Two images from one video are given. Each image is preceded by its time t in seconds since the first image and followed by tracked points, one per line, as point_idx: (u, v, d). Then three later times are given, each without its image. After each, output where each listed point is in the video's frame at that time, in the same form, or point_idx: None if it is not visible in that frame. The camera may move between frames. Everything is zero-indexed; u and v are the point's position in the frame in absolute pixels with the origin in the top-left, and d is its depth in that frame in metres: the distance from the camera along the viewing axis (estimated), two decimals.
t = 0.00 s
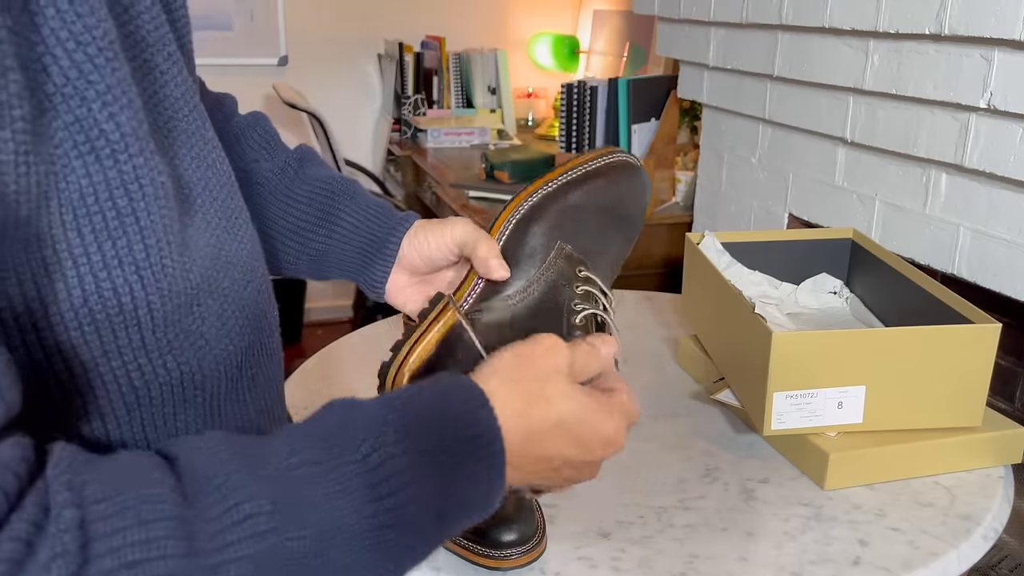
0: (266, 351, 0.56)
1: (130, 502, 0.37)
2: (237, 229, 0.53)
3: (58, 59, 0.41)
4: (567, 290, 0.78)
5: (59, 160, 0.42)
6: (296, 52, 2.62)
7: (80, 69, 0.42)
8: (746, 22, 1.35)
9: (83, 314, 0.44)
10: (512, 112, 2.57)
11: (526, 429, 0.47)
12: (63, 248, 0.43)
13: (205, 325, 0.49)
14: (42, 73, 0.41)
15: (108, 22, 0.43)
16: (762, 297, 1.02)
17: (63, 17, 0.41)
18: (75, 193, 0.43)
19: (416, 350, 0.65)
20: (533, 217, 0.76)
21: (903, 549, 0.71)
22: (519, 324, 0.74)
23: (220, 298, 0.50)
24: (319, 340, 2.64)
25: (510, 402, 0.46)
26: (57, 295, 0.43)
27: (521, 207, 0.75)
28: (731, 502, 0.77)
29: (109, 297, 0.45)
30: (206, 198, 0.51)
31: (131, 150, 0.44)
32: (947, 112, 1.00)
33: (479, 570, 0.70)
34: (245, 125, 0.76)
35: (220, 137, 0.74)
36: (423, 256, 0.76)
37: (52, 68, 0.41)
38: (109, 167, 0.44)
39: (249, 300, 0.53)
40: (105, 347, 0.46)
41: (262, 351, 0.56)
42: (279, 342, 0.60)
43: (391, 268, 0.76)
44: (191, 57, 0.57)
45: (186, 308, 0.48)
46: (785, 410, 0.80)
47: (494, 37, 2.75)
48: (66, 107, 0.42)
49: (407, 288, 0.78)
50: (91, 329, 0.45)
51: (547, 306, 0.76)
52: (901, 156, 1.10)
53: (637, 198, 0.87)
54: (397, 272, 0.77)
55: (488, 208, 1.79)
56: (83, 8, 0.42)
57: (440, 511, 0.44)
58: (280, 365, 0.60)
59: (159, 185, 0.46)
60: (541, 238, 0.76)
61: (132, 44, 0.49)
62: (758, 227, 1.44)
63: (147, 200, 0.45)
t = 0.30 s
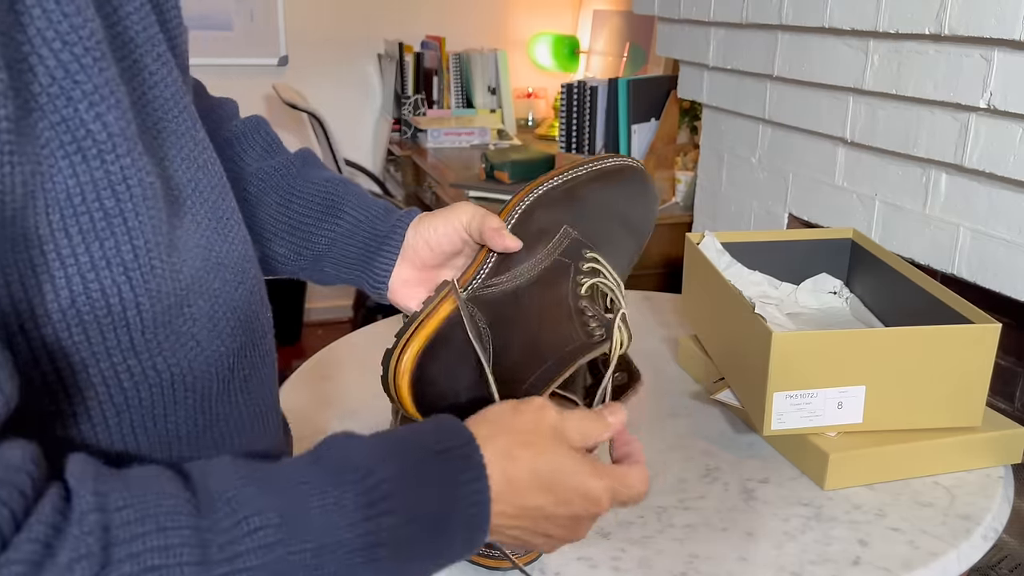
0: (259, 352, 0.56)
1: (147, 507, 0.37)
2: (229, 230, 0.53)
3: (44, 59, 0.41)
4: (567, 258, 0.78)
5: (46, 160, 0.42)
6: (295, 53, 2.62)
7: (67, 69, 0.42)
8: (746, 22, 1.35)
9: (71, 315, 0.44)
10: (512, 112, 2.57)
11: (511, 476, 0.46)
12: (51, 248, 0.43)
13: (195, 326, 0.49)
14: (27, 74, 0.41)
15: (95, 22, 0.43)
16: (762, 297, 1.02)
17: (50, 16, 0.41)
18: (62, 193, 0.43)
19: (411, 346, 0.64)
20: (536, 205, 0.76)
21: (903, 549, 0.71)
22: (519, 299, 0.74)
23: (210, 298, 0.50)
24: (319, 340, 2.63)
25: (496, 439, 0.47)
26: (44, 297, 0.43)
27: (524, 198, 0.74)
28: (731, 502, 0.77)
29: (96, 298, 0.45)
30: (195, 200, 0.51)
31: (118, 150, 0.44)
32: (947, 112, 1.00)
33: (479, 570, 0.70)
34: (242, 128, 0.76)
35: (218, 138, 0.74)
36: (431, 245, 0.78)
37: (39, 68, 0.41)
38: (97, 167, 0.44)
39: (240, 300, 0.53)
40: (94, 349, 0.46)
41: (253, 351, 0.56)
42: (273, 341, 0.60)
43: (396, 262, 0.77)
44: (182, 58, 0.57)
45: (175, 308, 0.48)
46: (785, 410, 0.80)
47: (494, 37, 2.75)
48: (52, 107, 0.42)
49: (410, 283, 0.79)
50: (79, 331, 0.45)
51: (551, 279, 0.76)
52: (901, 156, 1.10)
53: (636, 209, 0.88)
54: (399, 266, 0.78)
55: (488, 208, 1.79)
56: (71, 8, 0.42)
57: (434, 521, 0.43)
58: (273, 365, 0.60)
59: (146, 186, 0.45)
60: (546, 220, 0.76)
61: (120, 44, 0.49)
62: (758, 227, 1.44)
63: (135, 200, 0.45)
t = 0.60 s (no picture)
0: (247, 352, 0.57)
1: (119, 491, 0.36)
2: (224, 233, 0.53)
3: (35, 62, 0.41)
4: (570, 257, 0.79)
5: (37, 165, 0.42)
6: (295, 53, 2.62)
7: (58, 73, 0.42)
8: (746, 22, 1.35)
9: (62, 321, 0.44)
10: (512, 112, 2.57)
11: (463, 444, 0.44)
12: (43, 255, 0.43)
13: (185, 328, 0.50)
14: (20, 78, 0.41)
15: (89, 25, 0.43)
16: (762, 297, 1.02)
17: (41, 20, 0.41)
18: (53, 198, 0.43)
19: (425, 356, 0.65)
20: (533, 202, 0.77)
21: (903, 549, 0.71)
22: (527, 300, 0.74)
23: (202, 300, 0.50)
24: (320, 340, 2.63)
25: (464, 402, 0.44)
26: (36, 302, 0.43)
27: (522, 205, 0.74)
28: (731, 502, 0.77)
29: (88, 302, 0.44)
30: (191, 203, 0.51)
31: (110, 155, 0.44)
32: (947, 112, 1.00)
33: (479, 570, 0.70)
34: (242, 128, 0.75)
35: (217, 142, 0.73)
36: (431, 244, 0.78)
37: (29, 72, 0.41)
38: (88, 172, 0.44)
39: (231, 302, 0.53)
40: (85, 353, 0.45)
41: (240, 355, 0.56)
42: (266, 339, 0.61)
43: (401, 262, 0.78)
44: (181, 61, 0.57)
45: (167, 311, 0.48)
46: (785, 410, 0.80)
47: (494, 37, 2.75)
48: (43, 111, 0.42)
49: (413, 284, 0.79)
50: (71, 336, 0.44)
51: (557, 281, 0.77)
52: (901, 157, 1.10)
53: (626, 193, 0.89)
54: (403, 265, 0.79)
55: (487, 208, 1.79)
56: (63, 11, 0.41)
57: (419, 484, 0.42)
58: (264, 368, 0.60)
59: (140, 191, 0.45)
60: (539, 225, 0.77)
61: (115, 46, 0.49)
62: (758, 227, 1.44)
63: (128, 206, 0.45)
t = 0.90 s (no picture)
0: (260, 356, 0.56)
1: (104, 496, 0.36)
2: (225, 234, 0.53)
3: (39, 58, 0.41)
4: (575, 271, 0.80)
5: (43, 161, 0.42)
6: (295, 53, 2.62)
7: (59, 71, 0.42)
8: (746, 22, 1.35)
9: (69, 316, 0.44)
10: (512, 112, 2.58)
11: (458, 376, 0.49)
12: (52, 251, 0.43)
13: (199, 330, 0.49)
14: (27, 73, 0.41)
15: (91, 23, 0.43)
16: (762, 297, 1.02)
17: (43, 19, 0.41)
18: (60, 196, 0.43)
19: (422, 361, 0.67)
20: (541, 207, 0.80)
21: (903, 549, 0.71)
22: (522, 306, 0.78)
23: (214, 303, 0.50)
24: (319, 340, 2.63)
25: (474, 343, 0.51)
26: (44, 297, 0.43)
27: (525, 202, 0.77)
28: (731, 502, 0.77)
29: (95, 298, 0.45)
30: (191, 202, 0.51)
31: (113, 153, 0.44)
32: (947, 112, 1.00)
33: (479, 570, 0.70)
34: (248, 128, 0.77)
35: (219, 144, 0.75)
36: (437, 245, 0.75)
37: (34, 70, 0.41)
38: (92, 171, 0.44)
39: (241, 305, 0.53)
40: (96, 350, 0.46)
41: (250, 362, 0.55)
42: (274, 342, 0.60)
43: (406, 262, 0.75)
44: (181, 64, 0.57)
45: (179, 312, 0.48)
46: (785, 410, 0.80)
47: (494, 37, 2.75)
48: (46, 109, 0.42)
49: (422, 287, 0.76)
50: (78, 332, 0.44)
51: (559, 295, 0.79)
52: (901, 157, 1.10)
53: (632, 188, 0.91)
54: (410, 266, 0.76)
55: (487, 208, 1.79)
56: (62, 10, 0.42)
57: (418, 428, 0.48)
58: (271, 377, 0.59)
59: (146, 190, 0.45)
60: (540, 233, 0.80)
61: (117, 45, 0.49)
62: (758, 227, 1.44)
63: (134, 205, 0.45)
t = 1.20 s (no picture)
0: (252, 358, 0.56)
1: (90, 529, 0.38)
2: (224, 238, 0.53)
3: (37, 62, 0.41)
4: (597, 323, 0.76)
5: (39, 167, 0.42)
6: (296, 53, 2.62)
7: (58, 77, 0.41)
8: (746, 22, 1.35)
9: (60, 321, 0.44)
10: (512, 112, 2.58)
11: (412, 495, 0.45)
12: (39, 256, 0.42)
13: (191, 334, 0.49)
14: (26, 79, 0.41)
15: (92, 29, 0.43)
16: (762, 297, 1.02)
17: (44, 23, 0.40)
18: (54, 203, 0.42)
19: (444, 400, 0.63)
20: (555, 253, 0.75)
21: (903, 549, 0.71)
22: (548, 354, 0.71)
23: (210, 306, 0.50)
24: (319, 339, 2.63)
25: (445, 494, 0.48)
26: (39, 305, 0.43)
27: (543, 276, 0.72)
28: (731, 502, 0.77)
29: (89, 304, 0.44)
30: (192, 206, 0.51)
31: (110, 159, 0.44)
32: (947, 112, 1.00)
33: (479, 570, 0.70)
34: (255, 137, 0.76)
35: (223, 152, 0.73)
36: (449, 275, 0.79)
37: (29, 76, 0.41)
38: (88, 177, 0.43)
39: (237, 306, 0.53)
40: (85, 356, 0.45)
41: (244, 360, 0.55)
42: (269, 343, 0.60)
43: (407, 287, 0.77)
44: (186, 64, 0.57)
45: (170, 316, 0.48)
46: (785, 410, 0.80)
47: (494, 38, 2.75)
48: (43, 116, 0.41)
49: (421, 310, 0.79)
50: (70, 338, 0.44)
51: (583, 348, 0.73)
52: (901, 157, 1.10)
53: (638, 241, 0.85)
54: (410, 288, 0.78)
55: (488, 208, 1.79)
56: (65, 14, 0.41)
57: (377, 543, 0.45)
58: (266, 376, 0.59)
59: (142, 195, 0.45)
60: (561, 283, 0.74)
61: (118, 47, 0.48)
62: (758, 227, 1.44)
63: (129, 211, 0.45)
